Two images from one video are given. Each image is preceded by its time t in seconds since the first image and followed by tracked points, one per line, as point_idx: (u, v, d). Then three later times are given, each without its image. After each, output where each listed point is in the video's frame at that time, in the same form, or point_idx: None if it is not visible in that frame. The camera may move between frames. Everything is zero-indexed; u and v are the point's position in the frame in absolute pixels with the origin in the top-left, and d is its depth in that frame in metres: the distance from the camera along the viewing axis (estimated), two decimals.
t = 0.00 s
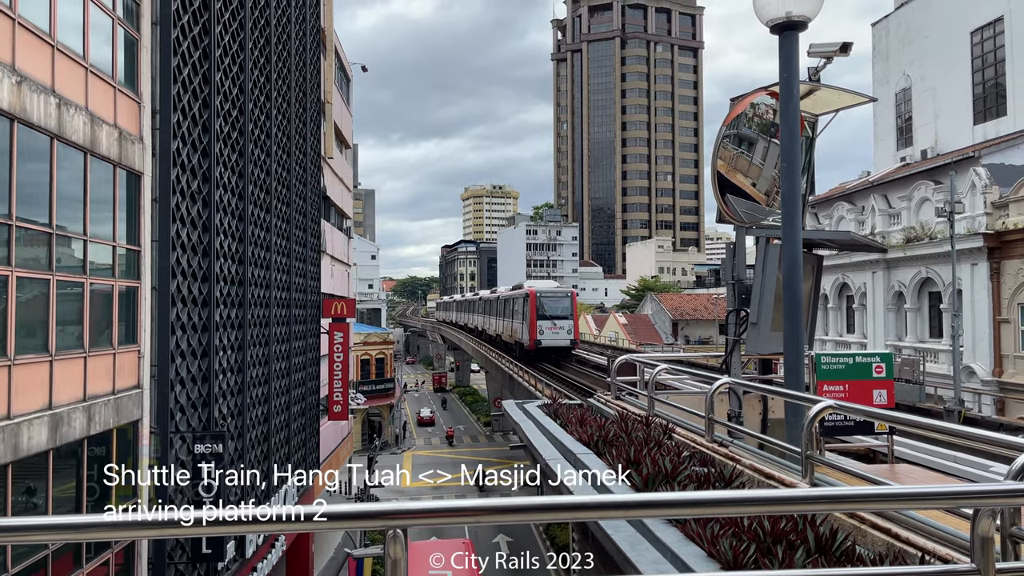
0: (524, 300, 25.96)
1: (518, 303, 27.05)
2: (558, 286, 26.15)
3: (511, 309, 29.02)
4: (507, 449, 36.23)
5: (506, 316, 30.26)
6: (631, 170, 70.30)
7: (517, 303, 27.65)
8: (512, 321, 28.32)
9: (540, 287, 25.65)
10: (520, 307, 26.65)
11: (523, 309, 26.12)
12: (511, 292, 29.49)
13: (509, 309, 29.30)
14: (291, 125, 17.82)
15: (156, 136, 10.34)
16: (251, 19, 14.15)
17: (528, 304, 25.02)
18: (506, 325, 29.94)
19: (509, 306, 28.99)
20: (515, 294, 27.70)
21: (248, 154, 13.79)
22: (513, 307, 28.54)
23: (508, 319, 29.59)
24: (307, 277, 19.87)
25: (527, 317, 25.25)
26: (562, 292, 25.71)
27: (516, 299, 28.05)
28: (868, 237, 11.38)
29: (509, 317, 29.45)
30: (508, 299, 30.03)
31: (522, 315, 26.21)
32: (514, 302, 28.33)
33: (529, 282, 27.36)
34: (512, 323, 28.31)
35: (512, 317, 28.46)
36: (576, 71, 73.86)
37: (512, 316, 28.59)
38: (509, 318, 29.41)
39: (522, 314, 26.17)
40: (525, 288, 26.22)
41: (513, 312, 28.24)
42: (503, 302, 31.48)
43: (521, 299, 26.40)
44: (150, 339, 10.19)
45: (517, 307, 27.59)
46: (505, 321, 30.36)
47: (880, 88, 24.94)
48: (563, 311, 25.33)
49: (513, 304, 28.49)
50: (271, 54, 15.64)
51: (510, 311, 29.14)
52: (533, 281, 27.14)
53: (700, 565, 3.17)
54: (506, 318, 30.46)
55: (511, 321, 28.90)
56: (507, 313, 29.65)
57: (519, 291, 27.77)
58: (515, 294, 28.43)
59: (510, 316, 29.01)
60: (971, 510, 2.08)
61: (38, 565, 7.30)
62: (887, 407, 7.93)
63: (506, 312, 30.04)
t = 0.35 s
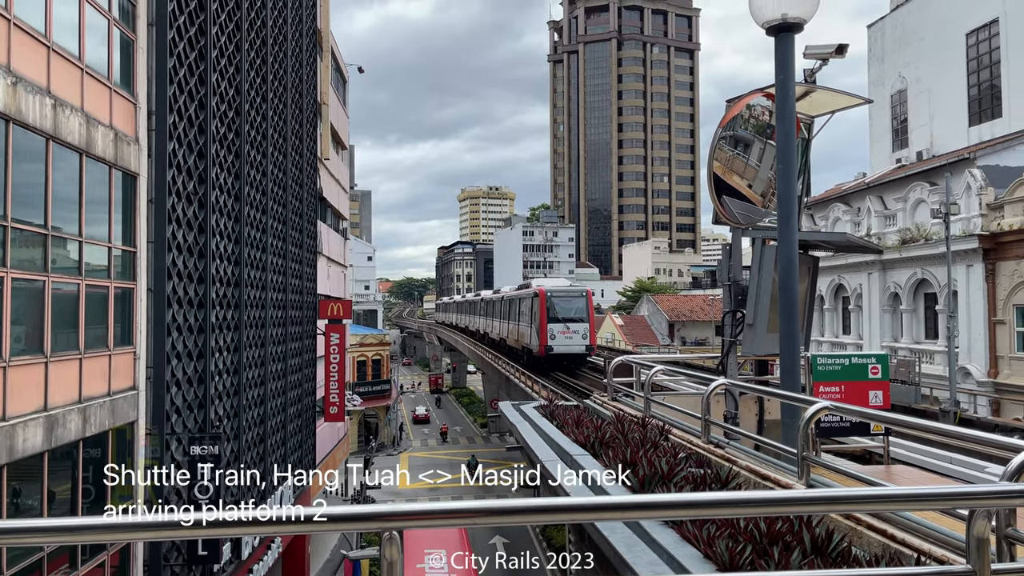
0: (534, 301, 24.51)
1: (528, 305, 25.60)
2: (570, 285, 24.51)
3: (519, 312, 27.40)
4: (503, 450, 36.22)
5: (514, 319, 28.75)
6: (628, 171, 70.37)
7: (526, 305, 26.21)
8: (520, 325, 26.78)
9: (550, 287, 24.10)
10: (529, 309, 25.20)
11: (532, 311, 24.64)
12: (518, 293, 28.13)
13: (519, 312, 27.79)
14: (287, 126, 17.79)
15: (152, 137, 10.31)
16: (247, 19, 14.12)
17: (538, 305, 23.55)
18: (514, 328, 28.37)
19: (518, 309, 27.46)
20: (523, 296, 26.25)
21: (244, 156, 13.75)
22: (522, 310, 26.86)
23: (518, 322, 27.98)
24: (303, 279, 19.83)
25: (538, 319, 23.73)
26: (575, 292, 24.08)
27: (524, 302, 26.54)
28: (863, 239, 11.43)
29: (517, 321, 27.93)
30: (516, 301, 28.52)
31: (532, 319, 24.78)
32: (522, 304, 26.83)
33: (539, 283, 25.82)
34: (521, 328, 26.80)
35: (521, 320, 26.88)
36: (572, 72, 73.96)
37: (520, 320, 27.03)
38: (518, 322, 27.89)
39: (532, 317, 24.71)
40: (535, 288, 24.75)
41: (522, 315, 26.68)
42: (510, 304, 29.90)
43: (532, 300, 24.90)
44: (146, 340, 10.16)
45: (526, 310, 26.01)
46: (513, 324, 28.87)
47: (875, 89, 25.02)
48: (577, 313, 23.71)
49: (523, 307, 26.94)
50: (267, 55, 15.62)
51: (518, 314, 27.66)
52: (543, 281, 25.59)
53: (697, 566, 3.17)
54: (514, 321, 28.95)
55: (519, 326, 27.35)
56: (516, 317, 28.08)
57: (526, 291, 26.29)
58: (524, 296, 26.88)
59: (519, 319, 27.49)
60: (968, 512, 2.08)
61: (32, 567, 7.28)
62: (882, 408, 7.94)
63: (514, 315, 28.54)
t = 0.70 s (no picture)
0: (541, 301, 21.81)
1: (534, 305, 22.78)
2: (585, 283, 21.61)
3: (525, 314, 24.59)
4: (496, 452, 36.22)
5: (519, 321, 26.14)
6: (620, 173, 70.49)
7: (533, 305, 23.41)
8: (527, 328, 24.06)
9: (562, 284, 21.32)
10: (536, 309, 22.48)
11: (540, 312, 21.89)
12: (523, 291, 25.37)
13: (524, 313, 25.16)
14: (279, 127, 17.73)
15: (143, 138, 10.27)
16: (239, 20, 14.07)
17: (547, 304, 20.82)
18: (521, 330, 25.64)
19: (524, 309, 24.70)
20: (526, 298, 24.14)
21: (235, 156, 13.70)
22: (528, 310, 24.16)
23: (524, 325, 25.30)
24: (295, 280, 19.78)
25: (546, 321, 20.92)
26: (592, 290, 21.27)
27: (530, 300, 23.82)
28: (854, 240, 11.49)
29: (522, 323, 25.20)
30: (520, 301, 25.79)
31: (540, 321, 22.03)
32: (528, 303, 23.99)
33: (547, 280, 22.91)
34: (528, 329, 24.05)
35: (527, 322, 24.20)
36: (565, 74, 74.07)
37: (527, 322, 24.30)
38: (524, 326, 25.13)
39: (539, 318, 21.97)
40: (542, 285, 21.98)
41: (527, 316, 23.94)
42: (514, 305, 27.04)
43: (540, 299, 22.06)
44: (136, 342, 10.12)
45: (531, 308, 23.30)
46: (518, 327, 26.15)
47: (866, 92, 25.16)
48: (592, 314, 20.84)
49: (527, 305, 24.07)
50: (259, 56, 15.56)
51: (524, 315, 25.02)
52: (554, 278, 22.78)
53: (688, 568, 3.19)
54: (519, 324, 26.22)
55: (526, 328, 24.77)
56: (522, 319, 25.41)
57: (532, 289, 23.45)
58: (527, 294, 24.22)
59: (526, 320, 24.60)
60: (957, 512, 2.11)
61: (22, 570, 7.21)
62: (873, 409, 7.96)
63: (519, 317, 25.83)
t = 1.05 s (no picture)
0: (551, 301, 20.07)
1: (541, 305, 21.00)
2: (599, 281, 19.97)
3: (528, 317, 22.79)
4: (482, 454, 36.19)
5: (519, 322, 24.41)
6: (606, 175, 70.70)
7: (538, 306, 21.64)
8: (531, 330, 22.30)
9: (574, 282, 19.63)
10: (543, 311, 20.73)
11: (549, 313, 20.16)
12: (525, 290, 23.57)
13: (526, 313, 23.38)
14: (265, 128, 17.63)
15: (127, 138, 10.18)
16: (224, 20, 13.99)
17: (559, 305, 19.12)
18: (521, 332, 23.89)
19: (527, 309, 22.90)
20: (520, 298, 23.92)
21: (220, 158, 13.62)
22: (531, 310, 22.35)
23: (526, 325, 23.55)
24: (281, 282, 19.68)
25: (557, 323, 19.23)
26: (608, 290, 19.66)
27: (535, 299, 22.06)
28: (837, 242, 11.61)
29: (523, 324, 23.43)
30: (521, 300, 23.97)
31: (549, 323, 20.30)
32: (533, 303, 22.17)
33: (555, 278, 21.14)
34: (532, 331, 22.22)
35: (531, 323, 22.39)
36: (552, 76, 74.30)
37: (530, 323, 22.52)
38: (527, 328, 23.37)
39: (548, 320, 20.21)
40: (552, 284, 20.24)
41: (532, 317, 22.14)
42: (512, 306, 25.26)
43: (549, 298, 20.27)
44: (119, 345, 10.02)
45: (538, 308, 21.50)
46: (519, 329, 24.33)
47: (849, 95, 25.42)
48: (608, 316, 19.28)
49: (531, 305, 22.28)
50: (244, 57, 15.47)
51: (527, 316, 23.29)
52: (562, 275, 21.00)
53: (671, 569, 3.21)
54: (519, 326, 24.42)
55: (529, 330, 23.03)
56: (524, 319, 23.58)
57: (538, 289, 21.69)
58: (531, 294, 22.42)
59: (529, 321, 22.81)
60: (936, 513, 2.15)
61: None
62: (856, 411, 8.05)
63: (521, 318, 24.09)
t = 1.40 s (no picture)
0: (567, 301, 17.75)
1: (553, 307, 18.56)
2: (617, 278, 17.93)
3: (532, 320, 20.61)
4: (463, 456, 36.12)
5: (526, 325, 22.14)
6: (588, 177, 70.88)
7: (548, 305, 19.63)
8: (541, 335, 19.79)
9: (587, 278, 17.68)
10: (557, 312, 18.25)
11: (564, 315, 17.77)
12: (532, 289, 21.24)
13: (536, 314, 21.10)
14: (243, 129, 17.49)
15: (103, 139, 10.04)
16: (202, 20, 13.85)
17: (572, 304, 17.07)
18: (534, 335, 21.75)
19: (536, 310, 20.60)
20: (512, 297, 23.18)
21: (198, 159, 13.49)
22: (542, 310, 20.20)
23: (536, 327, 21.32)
24: (260, 284, 19.52)
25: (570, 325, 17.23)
26: (629, 288, 17.53)
27: (546, 299, 19.59)
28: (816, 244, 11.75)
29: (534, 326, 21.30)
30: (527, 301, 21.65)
31: (565, 326, 17.78)
32: (541, 303, 19.91)
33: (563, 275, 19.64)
34: (543, 336, 19.70)
35: (541, 327, 20.00)
36: (533, 78, 74.48)
37: (540, 326, 20.10)
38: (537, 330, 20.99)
39: (564, 321, 17.78)
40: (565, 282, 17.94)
41: (543, 320, 19.75)
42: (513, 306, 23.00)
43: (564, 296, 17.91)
44: (95, 348, 9.88)
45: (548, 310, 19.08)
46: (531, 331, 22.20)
47: (827, 99, 25.73)
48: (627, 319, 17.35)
49: (542, 306, 19.79)
50: (222, 57, 15.33)
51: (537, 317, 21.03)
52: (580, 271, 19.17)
53: (647, 571, 3.25)
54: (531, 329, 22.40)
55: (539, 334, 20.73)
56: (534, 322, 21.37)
57: (544, 288, 19.81)
58: (539, 294, 20.10)
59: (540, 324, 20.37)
60: (907, 514, 2.19)
61: None
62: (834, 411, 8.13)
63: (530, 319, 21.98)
